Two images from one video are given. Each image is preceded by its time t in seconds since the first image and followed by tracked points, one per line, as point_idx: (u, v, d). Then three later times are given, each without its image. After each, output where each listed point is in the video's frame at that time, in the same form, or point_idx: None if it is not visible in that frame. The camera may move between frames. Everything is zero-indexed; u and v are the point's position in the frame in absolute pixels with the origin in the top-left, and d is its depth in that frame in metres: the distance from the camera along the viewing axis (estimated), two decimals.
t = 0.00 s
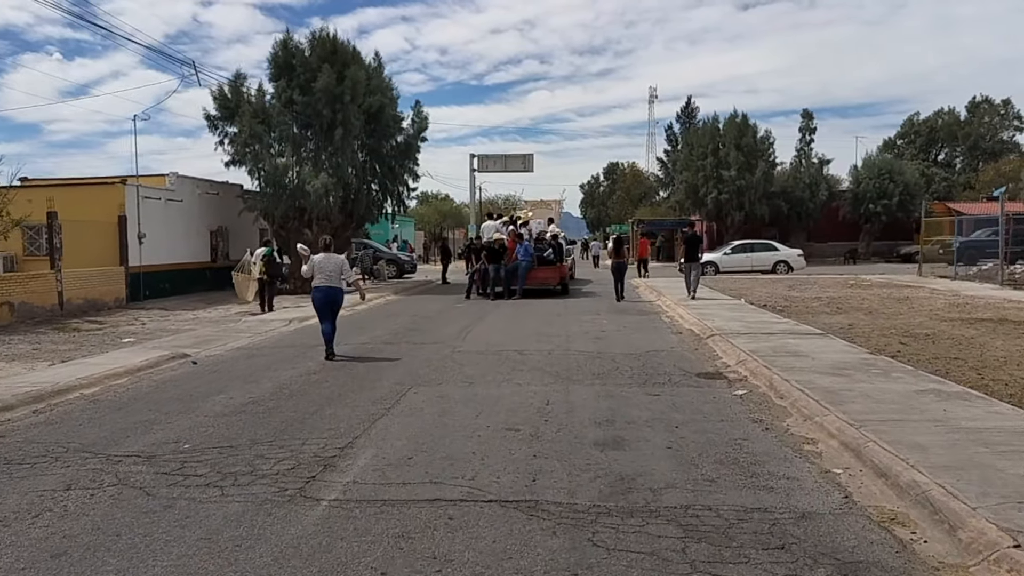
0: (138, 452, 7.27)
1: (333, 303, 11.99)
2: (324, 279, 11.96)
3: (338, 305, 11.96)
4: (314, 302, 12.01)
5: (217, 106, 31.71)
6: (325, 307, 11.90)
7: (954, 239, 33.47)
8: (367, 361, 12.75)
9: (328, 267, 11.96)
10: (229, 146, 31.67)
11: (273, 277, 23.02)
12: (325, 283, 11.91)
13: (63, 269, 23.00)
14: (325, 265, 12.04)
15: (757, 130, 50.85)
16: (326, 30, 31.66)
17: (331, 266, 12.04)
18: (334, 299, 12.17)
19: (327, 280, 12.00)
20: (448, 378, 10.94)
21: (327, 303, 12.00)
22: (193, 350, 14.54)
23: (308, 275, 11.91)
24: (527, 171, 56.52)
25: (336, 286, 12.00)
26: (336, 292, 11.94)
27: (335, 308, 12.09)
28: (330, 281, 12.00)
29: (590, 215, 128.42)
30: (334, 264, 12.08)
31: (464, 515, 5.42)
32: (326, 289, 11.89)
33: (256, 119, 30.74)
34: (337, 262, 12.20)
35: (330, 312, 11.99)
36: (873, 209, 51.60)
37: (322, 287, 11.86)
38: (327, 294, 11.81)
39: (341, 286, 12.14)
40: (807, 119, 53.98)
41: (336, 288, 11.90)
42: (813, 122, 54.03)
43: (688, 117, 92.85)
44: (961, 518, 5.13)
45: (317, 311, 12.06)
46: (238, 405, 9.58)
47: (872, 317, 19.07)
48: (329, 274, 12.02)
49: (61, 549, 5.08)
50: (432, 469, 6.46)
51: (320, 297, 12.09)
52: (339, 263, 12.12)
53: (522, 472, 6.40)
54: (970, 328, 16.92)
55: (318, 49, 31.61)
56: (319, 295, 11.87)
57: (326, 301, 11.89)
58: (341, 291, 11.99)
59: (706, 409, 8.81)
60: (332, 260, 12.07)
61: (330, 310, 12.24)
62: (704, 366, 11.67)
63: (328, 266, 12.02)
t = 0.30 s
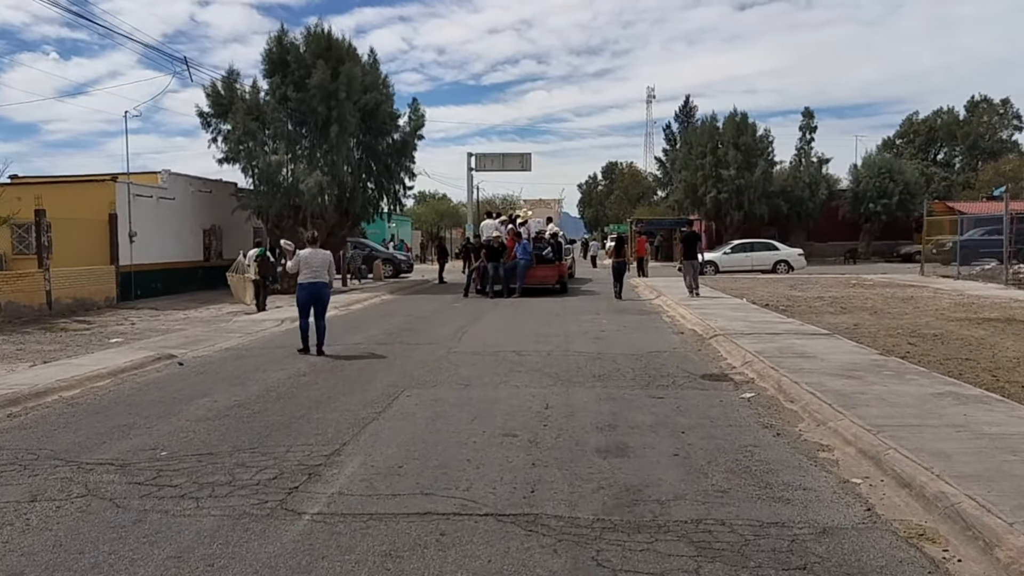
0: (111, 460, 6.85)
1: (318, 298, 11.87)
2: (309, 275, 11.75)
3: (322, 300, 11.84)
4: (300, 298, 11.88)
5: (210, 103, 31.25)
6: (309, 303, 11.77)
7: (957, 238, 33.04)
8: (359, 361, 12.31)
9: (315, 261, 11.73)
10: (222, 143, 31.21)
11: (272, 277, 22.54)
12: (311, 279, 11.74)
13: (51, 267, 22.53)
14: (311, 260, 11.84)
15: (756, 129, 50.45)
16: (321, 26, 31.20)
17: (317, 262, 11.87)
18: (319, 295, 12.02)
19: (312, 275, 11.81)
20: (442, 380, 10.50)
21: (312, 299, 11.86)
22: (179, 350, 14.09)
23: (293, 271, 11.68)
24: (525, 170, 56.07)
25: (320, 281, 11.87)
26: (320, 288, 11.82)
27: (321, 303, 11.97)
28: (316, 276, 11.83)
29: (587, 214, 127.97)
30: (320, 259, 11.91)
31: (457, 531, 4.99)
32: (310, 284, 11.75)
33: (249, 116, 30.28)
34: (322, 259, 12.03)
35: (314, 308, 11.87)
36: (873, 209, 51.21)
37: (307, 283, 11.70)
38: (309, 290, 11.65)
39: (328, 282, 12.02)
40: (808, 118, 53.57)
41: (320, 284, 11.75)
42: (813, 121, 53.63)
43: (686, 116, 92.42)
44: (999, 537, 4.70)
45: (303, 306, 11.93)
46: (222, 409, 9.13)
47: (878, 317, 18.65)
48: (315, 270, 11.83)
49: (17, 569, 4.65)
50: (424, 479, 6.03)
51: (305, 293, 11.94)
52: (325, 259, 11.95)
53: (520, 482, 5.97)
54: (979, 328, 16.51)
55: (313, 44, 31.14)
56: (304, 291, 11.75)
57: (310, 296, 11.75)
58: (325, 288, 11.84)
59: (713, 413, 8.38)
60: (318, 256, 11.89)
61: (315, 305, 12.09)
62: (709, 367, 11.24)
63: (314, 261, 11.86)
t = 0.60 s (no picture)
0: (87, 477, 6.53)
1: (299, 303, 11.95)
2: (292, 279, 11.84)
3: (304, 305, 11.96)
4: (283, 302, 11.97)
5: (204, 103, 30.92)
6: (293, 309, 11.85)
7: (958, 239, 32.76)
8: (351, 367, 12.00)
9: (296, 266, 11.84)
10: (217, 144, 30.88)
11: (266, 279, 22.23)
12: (293, 283, 11.83)
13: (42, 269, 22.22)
14: (293, 265, 11.95)
15: (755, 129, 50.21)
16: (317, 26, 30.87)
17: (300, 266, 11.96)
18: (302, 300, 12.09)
19: (294, 280, 11.90)
20: (436, 388, 10.20)
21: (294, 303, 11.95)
22: (168, 356, 13.76)
23: (276, 275, 11.81)
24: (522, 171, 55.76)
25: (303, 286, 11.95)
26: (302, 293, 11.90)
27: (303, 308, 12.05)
28: (298, 280, 11.92)
29: (585, 215, 127.74)
30: (303, 264, 12.00)
31: (448, 560, 4.67)
32: (293, 289, 11.84)
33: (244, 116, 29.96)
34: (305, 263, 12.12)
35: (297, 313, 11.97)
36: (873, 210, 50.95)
37: (290, 288, 11.78)
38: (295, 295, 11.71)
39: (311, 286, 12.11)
40: (807, 119, 53.32)
41: (305, 289, 11.85)
42: (813, 122, 53.39)
43: (685, 116, 92.17)
44: None
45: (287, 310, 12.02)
46: (208, 419, 8.81)
47: (880, 320, 18.35)
48: (297, 274, 11.92)
49: None
50: (415, 499, 5.71)
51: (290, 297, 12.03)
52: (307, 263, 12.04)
53: (516, 502, 5.66)
54: (984, 332, 16.22)
55: (309, 44, 30.81)
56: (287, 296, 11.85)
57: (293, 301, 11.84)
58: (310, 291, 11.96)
59: (716, 424, 8.08)
60: (301, 261, 12.00)
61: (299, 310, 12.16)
62: (711, 375, 10.94)
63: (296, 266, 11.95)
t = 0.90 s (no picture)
0: (52, 485, 6.19)
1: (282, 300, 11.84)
2: (274, 277, 11.75)
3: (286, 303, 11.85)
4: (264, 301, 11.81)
5: (197, 100, 30.56)
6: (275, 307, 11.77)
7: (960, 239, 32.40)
8: (340, 369, 11.65)
9: (278, 264, 11.76)
10: (210, 142, 30.52)
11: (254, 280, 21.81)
12: (275, 282, 11.74)
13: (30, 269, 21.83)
14: (275, 263, 11.86)
15: (754, 128, 49.88)
16: (312, 22, 30.53)
17: (282, 264, 11.86)
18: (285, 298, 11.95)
19: (276, 278, 11.78)
20: (426, 390, 9.84)
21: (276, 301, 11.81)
22: (154, 357, 13.39)
23: (257, 274, 11.73)
24: (520, 170, 55.42)
25: (285, 284, 11.86)
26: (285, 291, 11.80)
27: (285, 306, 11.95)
28: (280, 279, 11.82)
29: (584, 215, 127.38)
30: (285, 262, 11.89)
31: None
32: (275, 288, 11.75)
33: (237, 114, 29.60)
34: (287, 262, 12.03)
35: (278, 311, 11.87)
36: (872, 210, 50.59)
37: (272, 286, 11.70)
38: (276, 294, 11.62)
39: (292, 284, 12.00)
40: (807, 118, 53.01)
41: (287, 288, 11.77)
42: (812, 121, 53.08)
43: (684, 115, 91.85)
44: None
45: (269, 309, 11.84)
46: (188, 422, 8.45)
47: (883, 321, 17.98)
48: (278, 272, 11.82)
49: None
50: (396, 511, 5.36)
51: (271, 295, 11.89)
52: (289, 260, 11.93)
53: (504, 514, 5.31)
54: (990, 333, 15.86)
55: (303, 41, 30.46)
56: (269, 294, 11.73)
57: (275, 300, 11.75)
58: (292, 290, 11.88)
59: (716, 429, 7.73)
60: (282, 259, 11.90)
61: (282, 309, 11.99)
62: (711, 377, 10.60)
63: (277, 264, 11.85)
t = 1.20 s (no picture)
0: (19, 506, 5.86)
1: (266, 303, 11.86)
2: (258, 280, 11.73)
3: (270, 306, 11.87)
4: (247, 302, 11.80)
5: (191, 100, 30.19)
6: (258, 309, 11.88)
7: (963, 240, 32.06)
8: (331, 376, 11.33)
9: (263, 266, 11.71)
10: (204, 142, 30.16)
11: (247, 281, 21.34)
12: (259, 284, 11.74)
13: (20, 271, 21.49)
14: (260, 265, 11.80)
15: (754, 128, 49.55)
16: (308, 21, 30.18)
17: (267, 266, 11.83)
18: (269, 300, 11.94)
19: (261, 281, 11.78)
20: (419, 399, 9.52)
21: (261, 305, 11.82)
22: (141, 363, 13.07)
23: (242, 276, 11.69)
24: (519, 170, 55.08)
25: (270, 286, 11.86)
26: (269, 294, 11.82)
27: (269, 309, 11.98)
28: (264, 281, 11.80)
29: (583, 215, 127.02)
30: (270, 264, 11.86)
31: None
32: (260, 291, 11.75)
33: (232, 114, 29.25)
34: (272, 264, 12.00)
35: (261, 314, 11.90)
36: (872, 210, 50.28)
37: (257, 289, 11.70)
38: (260, 298, 11.67)
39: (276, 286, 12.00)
40: (807, 118, 52.71)
41: (271, 290, 11.80)
42: (812, 121, 52.77)
43: (683, 116, 91.53)
44: None
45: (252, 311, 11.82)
46: (170, 434, 8.13)
47: (887, 325, 17.64)
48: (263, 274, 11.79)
49: None
50: (380, 536, 5.04)
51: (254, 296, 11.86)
52: (275, 262, 11.91)
53: (495, 540, 4.98)
54: (996, 338, 15.53)
55: (299, 40, 30.11)
56: (253, 297, 11.74)
57: (259, 302, 11.78)
58: (276, 293, 11.89)
59: (719, 443, 7.39)
60: (268, 261, 11.86)
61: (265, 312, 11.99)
62: (712, 385, 10.28)
63: (262, 266, 11.81)
